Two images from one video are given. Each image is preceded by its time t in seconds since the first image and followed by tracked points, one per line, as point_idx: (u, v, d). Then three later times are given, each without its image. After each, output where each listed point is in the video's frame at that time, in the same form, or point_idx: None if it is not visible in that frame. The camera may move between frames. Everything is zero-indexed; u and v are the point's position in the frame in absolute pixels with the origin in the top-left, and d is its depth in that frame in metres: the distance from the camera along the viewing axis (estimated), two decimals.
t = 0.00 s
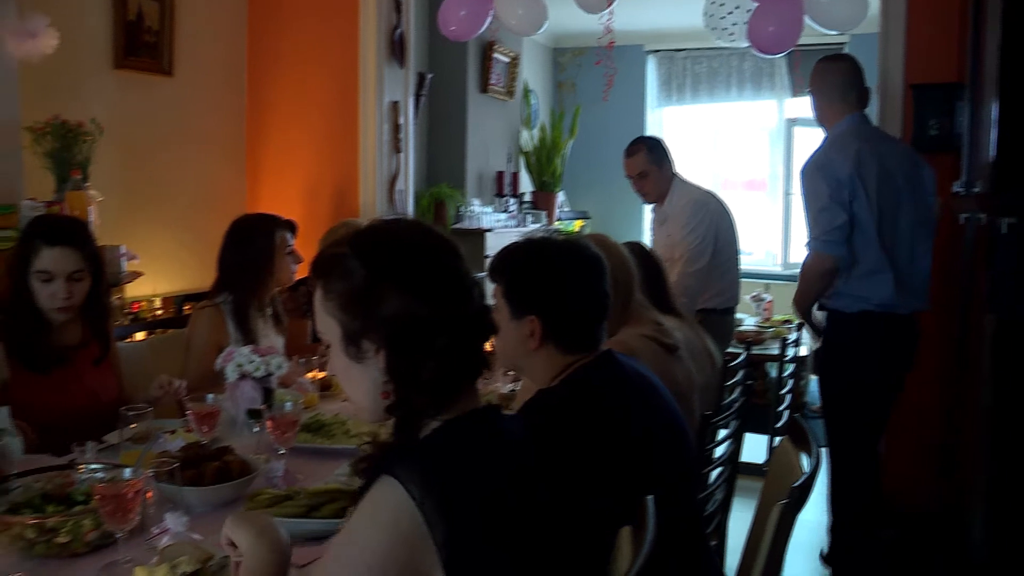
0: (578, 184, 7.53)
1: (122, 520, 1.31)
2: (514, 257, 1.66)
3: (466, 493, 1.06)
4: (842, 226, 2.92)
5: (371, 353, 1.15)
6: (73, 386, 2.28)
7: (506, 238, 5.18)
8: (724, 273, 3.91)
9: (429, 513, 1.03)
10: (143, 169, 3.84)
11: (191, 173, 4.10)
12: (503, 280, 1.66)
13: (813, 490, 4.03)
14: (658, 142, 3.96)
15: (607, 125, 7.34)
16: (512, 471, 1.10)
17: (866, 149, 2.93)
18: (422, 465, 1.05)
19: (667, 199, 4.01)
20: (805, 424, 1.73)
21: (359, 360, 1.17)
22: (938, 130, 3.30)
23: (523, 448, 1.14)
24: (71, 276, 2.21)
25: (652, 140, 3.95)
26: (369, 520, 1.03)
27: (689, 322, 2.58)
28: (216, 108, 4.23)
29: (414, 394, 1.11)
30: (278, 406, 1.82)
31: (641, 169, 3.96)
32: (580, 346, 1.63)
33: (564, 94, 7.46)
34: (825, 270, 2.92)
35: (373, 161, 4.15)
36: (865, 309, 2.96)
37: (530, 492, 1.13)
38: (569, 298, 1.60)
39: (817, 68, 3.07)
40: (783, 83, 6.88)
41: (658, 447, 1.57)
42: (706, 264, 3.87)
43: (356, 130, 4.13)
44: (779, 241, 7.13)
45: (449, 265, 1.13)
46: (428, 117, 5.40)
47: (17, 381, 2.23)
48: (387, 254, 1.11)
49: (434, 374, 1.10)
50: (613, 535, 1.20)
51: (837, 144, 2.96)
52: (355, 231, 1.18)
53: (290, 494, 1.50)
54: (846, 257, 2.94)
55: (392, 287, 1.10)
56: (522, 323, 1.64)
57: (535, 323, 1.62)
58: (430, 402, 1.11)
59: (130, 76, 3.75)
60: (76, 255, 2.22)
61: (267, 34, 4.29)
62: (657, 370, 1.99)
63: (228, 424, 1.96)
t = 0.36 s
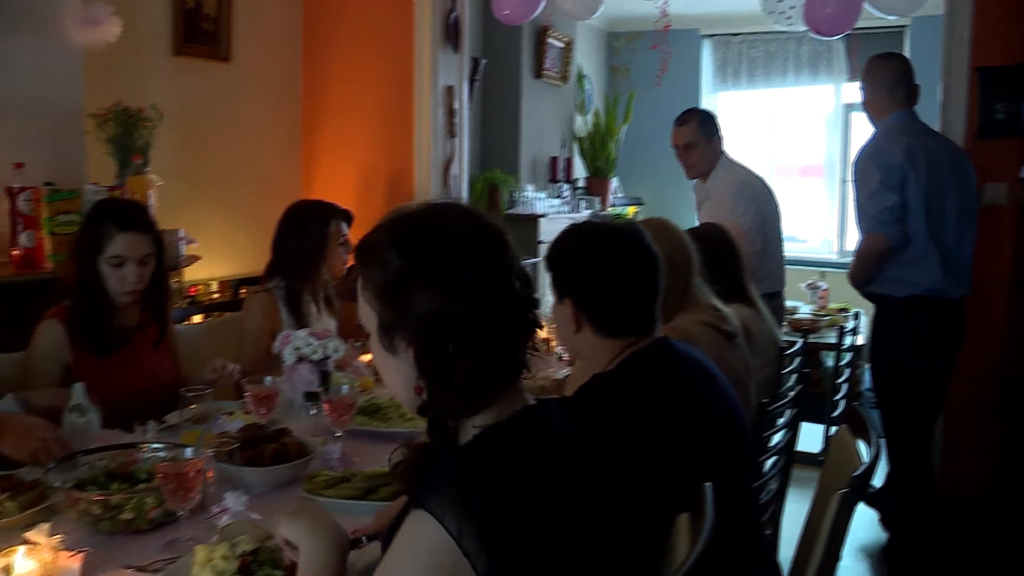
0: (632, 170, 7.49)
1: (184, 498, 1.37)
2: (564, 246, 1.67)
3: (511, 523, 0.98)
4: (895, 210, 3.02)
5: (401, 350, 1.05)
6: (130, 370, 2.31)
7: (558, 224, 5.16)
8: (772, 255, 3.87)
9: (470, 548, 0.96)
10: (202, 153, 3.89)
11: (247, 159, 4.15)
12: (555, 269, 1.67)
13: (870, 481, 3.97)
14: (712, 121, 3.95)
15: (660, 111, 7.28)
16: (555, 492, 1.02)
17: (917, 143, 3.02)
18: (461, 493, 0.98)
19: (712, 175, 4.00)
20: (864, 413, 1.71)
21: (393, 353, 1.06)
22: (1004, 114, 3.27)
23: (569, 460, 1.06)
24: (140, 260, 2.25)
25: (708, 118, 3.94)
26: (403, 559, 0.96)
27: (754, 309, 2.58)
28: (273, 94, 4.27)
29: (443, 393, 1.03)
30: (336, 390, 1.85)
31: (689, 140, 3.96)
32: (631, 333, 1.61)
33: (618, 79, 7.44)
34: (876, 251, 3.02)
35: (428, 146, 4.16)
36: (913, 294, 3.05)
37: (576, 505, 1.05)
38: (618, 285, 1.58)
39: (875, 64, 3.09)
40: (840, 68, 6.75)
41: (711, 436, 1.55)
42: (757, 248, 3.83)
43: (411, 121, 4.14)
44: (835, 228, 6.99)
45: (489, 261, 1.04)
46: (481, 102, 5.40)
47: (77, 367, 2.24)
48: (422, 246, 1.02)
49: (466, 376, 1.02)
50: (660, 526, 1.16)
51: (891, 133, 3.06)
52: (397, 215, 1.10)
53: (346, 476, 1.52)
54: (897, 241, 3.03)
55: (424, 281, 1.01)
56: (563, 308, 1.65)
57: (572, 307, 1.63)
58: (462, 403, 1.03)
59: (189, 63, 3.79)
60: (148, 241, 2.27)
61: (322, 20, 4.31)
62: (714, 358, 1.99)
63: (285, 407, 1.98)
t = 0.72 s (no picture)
0: (684, 157, 7.42)
1: (241, 480, 1.35)
2: (618, 234, 1.69)
3: (542, 544, 0.91)
4: (984, 160, 3.31)
5: (433, 344, 1.02)
6: (188, 350, 2.34)
7: (610, 210, 5.13)
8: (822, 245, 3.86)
9: (495, 569, 0.89)
10: (256, 138, 3.94)
11: (299, 144, 4.17)
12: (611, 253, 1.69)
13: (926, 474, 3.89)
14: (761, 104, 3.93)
15: (713, 96, 7.18)
16: (594, 513, 0.94)
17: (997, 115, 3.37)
18: (490, 507, 0.92)
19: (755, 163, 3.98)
20: (924, 405, 1.67)
21: (428, 346, 1.03)
22: None
23: (612, 472, 0.98)
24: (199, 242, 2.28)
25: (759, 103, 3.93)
26: None
27: (819, 301, 2.54)
28: (325, 80, 4.28)
29: (470, 393, 1.00)
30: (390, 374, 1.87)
31: (740, 122, 3.92)
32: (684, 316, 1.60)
33: (670, 64, 7.37)
34: (971, 193, 3.27)
35: (479, 131, 4.15)
36: (983, 256, 3.29)
37: (621, 525, 0.96)
38: (679, 273, 1.59)
39: (922, 59, 3.50)
40: (898, 51, 6.59)
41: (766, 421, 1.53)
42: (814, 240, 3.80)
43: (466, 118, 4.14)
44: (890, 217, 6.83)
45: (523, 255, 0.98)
46: (533, 88, 5.38)
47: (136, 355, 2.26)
48: (456, 241, 0.98)
49: (493, 376, 0.99)
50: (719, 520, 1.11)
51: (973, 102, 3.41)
52: (440, 202, 1.06)
53: (399, 459, 1.53)
54: (987, 188, 3.30)
55: (455, 276, 0.97)
56: (623, 293, 1.65)
57: (632, 292, 1.63)
58: (491, 401, 1.00)
59: (243, 49, 3.82)
60: (211, 218, 2.32)
61: (375, 5, 4.32)
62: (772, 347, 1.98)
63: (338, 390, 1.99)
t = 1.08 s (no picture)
0: (735, 143, 7.35)
1: (291, 461, 1.36)
2: (665, 224, 1.69)
3: (604, 534, 0.88)
4: None
5: (488, 330, 1.02)
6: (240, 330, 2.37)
7: (659, 196, 5.09)
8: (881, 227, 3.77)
9: (557, 556, 0.86)
10: (307, 124, 3.97)
11: (349, 130, 4.20)
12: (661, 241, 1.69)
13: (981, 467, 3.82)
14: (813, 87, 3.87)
15: (764, 81, 7.07)
16: (654, 501, 0.91)
17: None
18: (550, 496, 0.88)
19: (807, 145, 3.94)
20: (982, 395, 1.63)
21: (482, 332, 1.03)
22: None
23: (673, 460, 0.94)
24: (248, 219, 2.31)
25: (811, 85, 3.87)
26: (481, 562, 0.87)
27: (873, 289, 2.53)
28: (375, 66, 4.30)
29: (524, 377, 1.00)
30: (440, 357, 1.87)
31: (794, 101, 3.87)
32: (735, 301, 1.60)
33: (720, 49, 7.30)
34: None
35: (529, 118, 4.13)
36: None
37: (682, 514, 0.93)
38: (729, 261, 1.59)
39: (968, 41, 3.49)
40: (956, 33, 6.29)
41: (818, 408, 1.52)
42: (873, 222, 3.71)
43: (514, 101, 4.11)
44: (946, 204, 6.70)
45: (575, 238, 0.96)
46: (583, 73, 5.36)
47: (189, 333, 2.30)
48: (506, 226, 0.97)
49: (546, 364, 0.98)
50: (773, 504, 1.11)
51: None
52: (491, 186, 1.05)
53: (450, 443, 1.53)
54: None
55: (506, 263, 0.96)
56: (677, 282, 1.65)
57: (688, 281, 1.63)
58: (543, 389, 1.00)
59: (294, 35, 3.85)
60: (268, 197, 2.35)
61: None
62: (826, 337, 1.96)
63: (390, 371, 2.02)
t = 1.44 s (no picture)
0: (779, 126, 7.27)
1: (335, 441, 1.36)
2: (701, 210, 1.70)
3: (661, 508, 0.87)
4: None
5: (542, 306, 1.02)
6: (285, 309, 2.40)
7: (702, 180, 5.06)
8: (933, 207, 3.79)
9: (615, 526, 0.85)
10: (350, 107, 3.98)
11: (392, 113, 4.21)
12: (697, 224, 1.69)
13: None
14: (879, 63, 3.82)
15: (810, 64, 6.98)
16: (709, 478, 0.90)
17: None
18: (609, 468, 0.87)
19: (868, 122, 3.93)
20: None
21: (534, 307, 1.03)
22: None
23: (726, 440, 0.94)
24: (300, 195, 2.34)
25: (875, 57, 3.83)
26: (540, 531, 0.86)
27: (920, 275, 2.50)
28: (418, 48, 4.30)
29: (578, 353, 1.00)
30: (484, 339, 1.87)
31: (857, 75, 3.83)
32: (775, 281, 1.62)
33: (765, 32, 7.21)
34: None
35: (572, 101, 4.09)
36: None
37: (732, 494, 0.92)
38: (779, 246, 1.61)
39: (997, 39, 3.85)
40: (1011, 18, 6.04)
41: (872, 395, 1.50)
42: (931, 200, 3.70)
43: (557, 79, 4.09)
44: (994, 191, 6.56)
45: (631, 212, 0.95)
46: (626, 56, 5.32)
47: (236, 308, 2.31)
48: (561, 201, 0.96)
49: (601, 339, 0.98)
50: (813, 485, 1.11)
51: None
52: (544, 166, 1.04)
53: (493, 425, 1.53)
54: None
55: (560, 239, 0.96)
56: (719, 269, 1.66)
57: (731, 267, 1.64)
58: (597, 364, 1.01)
59: (338, 18, 3.86)
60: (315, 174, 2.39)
61: None
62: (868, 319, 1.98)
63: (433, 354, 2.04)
